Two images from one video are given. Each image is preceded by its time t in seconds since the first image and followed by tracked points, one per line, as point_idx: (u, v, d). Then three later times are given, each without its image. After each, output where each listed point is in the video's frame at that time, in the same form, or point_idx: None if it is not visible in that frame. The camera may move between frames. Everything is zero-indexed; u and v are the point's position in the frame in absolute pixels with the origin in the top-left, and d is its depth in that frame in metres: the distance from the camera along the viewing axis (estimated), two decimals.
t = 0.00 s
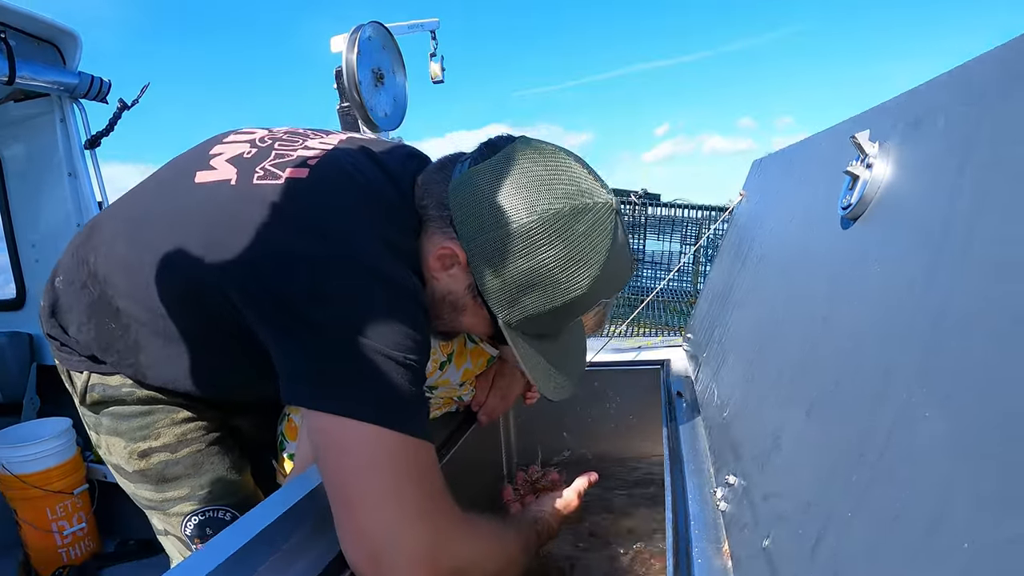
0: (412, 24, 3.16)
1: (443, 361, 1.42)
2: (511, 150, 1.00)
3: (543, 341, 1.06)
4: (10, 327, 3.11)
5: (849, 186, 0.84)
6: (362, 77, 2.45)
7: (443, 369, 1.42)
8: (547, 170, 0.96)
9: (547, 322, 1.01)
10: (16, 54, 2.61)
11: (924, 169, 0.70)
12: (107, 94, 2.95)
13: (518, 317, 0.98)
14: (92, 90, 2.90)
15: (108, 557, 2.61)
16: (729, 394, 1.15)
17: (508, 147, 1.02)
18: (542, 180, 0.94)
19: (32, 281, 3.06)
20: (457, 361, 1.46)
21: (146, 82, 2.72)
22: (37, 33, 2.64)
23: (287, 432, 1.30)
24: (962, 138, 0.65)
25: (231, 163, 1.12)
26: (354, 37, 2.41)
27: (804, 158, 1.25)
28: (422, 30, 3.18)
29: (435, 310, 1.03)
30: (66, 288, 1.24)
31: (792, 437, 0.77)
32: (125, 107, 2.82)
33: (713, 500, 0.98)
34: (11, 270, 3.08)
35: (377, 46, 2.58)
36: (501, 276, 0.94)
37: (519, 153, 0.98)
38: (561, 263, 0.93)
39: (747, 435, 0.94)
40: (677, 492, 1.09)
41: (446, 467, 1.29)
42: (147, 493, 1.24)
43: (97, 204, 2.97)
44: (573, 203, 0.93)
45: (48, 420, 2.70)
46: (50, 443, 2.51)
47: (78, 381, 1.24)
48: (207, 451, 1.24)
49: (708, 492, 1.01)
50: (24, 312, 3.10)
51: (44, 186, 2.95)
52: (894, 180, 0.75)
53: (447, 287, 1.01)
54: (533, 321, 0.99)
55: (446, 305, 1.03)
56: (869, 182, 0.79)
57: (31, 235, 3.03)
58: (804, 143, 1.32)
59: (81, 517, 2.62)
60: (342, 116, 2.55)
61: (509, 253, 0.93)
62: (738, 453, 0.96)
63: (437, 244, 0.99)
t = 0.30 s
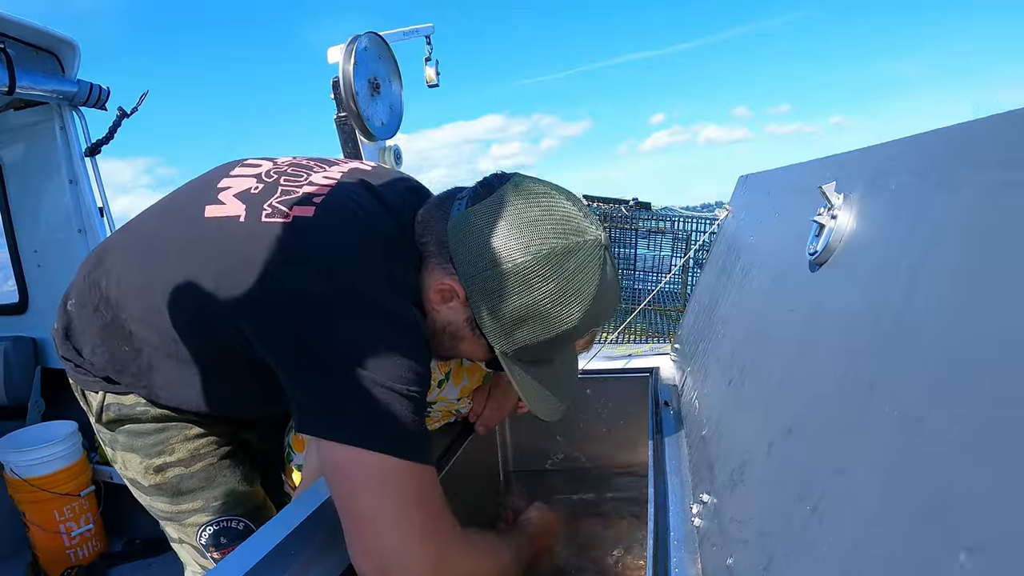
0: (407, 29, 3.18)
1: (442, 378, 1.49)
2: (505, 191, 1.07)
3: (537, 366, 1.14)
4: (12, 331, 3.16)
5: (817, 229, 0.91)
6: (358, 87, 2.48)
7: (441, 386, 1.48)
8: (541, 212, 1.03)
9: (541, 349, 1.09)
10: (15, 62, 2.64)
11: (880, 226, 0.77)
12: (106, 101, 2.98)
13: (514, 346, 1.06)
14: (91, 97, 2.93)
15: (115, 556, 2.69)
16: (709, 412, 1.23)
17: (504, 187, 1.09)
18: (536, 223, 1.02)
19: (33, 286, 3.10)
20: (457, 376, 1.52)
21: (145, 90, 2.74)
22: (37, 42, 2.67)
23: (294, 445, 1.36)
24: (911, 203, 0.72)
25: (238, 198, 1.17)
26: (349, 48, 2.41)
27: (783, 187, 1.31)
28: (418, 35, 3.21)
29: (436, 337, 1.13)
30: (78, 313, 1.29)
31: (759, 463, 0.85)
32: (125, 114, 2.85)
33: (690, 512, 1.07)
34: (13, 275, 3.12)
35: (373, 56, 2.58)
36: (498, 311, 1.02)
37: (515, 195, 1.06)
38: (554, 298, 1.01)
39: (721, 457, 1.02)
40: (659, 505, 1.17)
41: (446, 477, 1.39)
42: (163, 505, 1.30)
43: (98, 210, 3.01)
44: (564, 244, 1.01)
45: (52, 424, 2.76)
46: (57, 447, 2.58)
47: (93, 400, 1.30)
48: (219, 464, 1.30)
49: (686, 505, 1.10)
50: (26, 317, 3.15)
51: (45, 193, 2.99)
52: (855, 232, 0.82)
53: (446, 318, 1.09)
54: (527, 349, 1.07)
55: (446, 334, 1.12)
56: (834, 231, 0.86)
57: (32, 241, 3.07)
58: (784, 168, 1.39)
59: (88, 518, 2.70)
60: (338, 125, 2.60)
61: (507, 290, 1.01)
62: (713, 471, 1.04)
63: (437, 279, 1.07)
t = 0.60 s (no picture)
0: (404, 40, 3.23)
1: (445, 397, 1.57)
2: (511, 231, 1.16)
3: (538, 391, 1.23)
4: (16, 338, 3.21)
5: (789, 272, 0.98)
6: (357, 102, 2.53)
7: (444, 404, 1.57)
8: (545, 252, 1.12)
9: (542, 376, 1.19)
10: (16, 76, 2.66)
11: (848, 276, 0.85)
12: (107, 111, 3.01)
13: (519, 374, 1.16)
14: (93, 108, 2.94)
15: (124, 559, 2.77)
16: (695, 430, 1.32)
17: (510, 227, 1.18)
18: (541, 263, 1.11)
19: (37, 294, 3.14)
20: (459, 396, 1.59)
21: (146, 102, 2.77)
22: (38, 55, 2.70)
23: (306, 458, 1.44)
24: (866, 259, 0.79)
25: (256, 234, 1.23)
26: (349, 64, 2.46)
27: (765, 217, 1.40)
28: (415, 45, 3.25)
29: (446, 364, 1.21)
30: (93, 337, 1.34)
31: (735, 487, 0.93)
32: (126, 126, 2.88)
33: (675, 524, 1.15)
34: (17, 283, 3.16)
35: (372, 71, 2.63)
36: (505, 343, 1.11)
37: (521, 235, 1.15)
38: (556, 333, 1.11)
39: (703, 477, 1.10)
40: (649, 514, 1.25)
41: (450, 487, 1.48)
42: (183, 519, 1.38)
43: (101, 220, 3.04)
44: (566, 282, 1.10)
45: (59, 430, 2.82)
46: (65, 454, 2.65)
47: (112, 423, 1.37)
48: (236, 480, 1.38)
49: (672, 517, 1.18)
50: (29, 324, 3.20)
51: (47, 202, 3.03)
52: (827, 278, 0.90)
53: (456, 346, 1.17)
54: (531, 376, 1.17)
55: (456, 361, 1.20)
56: (806, 276, 0.92)
57: (35, 249, 3.11)
58: (767, 199, 1.47)
59: (96, 523, 2.77)
60: (337, 139, 2.66)
61: (514, 325, 1.10)
62: (697, 487, 1.13)
63: (448, 311, 1.15)
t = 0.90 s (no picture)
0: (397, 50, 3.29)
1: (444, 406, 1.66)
2: (506, 255, 1.24)
3: (532, 400, 1.32)
4: (18, 344, 3.26)
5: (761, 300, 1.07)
6: (354, 115, 2.60)
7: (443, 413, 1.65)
8: (538, 273, 1.20)
9: (536, 387, 1.27)
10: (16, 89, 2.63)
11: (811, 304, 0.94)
12: (105, 121, 3.04)
13: (514, 386, 1.24)
14: (91, 119, 2.98)
15: (130, 560, 2.85)
16: (678, 437, 1.42)
17: (506, 250, 1.26)
18: (534, 283, 1.19)
19: (38, 302, 3.19)
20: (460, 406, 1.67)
21: (146, 114, 2.82)
22: (35, 66, 2.66)
23: (314, 464, 1.52)
24: (821, 292, 0.90)
25: (267, 259, 1.30)
26: (346, 78, 2.53)
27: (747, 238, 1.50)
28: (408, 55, 3.31)
29: (447, 376, 1.29)
30: (108, 356, 1.40)
31: (710, 493, 1.02)
32: (126, 137, 2.93)
33: (659, 524, 1.25)
34: (17, 291, 3.19)
35: (368, 83, 2.70)
36: (502, 358, 1.20)
37: (516, 258, 1.23)
38: (548, 348, 1.19)
39: (684, 481, 1.20)
40: (636, 514, 1.34)
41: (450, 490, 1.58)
42: (198, 527, 1.47)
43: (102, 228, 3.10)
44: (559, 302, 1.18)
45: (64, 435, 2.88)
46: (71, 459, 2.71)
47: (128, 438, 1.44)
48: (248, 489, 1.47)
49: (655, 517, 1.28)
50: (31, 330, 3.25)
51: (48, 213, 3.08)
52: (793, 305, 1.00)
53: (455, 361, 1.25)
54: (526, 388, 1.25)
55: (456, 374, 1.28)
56: (775, 306, 1.03)
57: (36, 258, 3.15)
58: (749, 221, 1.57)
59: (103, 526, 2.84)
60: (335, 150, 2.73)
61: (509, 342, 1.18)
62: (678, 491, 1.22)
63: (447, 328, 1.23)
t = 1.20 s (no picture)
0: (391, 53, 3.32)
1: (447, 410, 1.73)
2: (504, 267, 1.29)
3: (528, 405, 1.38)
4: (19, 348, 3.29)
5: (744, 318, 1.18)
6: (351, 122, 2.64)
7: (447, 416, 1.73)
8: (536, 284, 1.26)
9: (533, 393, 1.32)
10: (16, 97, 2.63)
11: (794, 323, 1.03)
12: (103, 126, 3.05)
13: (512, 392, 1.29)
14: (90, 125, 3.00)
15: (136, 559, 2.91)
16: (669, 439, 1.50)
17: (504, 263, 1.31)
18: (532, 294, 1.24)
19: (38, 306, 3.21)
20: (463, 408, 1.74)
21: (144, 120, 2.85)
22: (32, 74, 2.67)
23: (323, 468, 1.60)
24: (797, 316, 1.02)
25: (277, 276, 1.37)
26: (343, 85, 2.57)
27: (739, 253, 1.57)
28: (402, 59, 3.34)
29: (449, 382, 1.35)
30: (122, 369, 1.45)
31: (698, 494, 1.11)
32: (124, 144, 2.96)
33: (652, 522, 1.32)
34: (17, 296, 3.20)
35: (364, 90, 2.74)
36: (500, 365, 1.25)
37: (514, 270, 1.28)
38: (545, 355, 1.24)
39: (675, 481, 1.28)
40: (630, 512, 1.41)
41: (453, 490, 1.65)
42: (214, 529, 1.54)
43: (101, 232, 3.14)
44: (555, 311, 1.23)
45: (70, 437, 2.93)
46: (76, 461, 2.76)
47: (144, 447, 1.50)
48: (261, 492, 1.55)
49: (648, 516, 1.35)
50: (31, 335, 3.26)
51: (47, 218, 3.10)
52: (776, 323, 1.08)
53: (456, 367, 1.31)
54: (524, 392, 1.30)
55: (457, 379, 1.34)
56: (755, 324, 1.14)
57: (35, 263, 3.17)
58: (740, 235, 1.65)
59: (109, 525, 2.90)
60: (332, 156, 2.77)
61: (507, 349, 1.23)
62: (669, 490, 1.30)
63: (449, 337, 1.28)
